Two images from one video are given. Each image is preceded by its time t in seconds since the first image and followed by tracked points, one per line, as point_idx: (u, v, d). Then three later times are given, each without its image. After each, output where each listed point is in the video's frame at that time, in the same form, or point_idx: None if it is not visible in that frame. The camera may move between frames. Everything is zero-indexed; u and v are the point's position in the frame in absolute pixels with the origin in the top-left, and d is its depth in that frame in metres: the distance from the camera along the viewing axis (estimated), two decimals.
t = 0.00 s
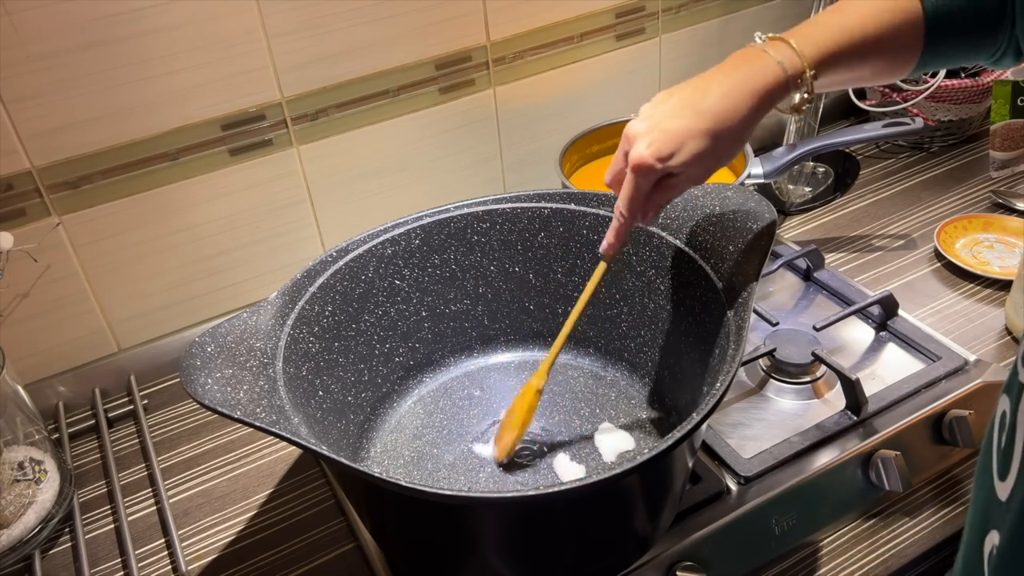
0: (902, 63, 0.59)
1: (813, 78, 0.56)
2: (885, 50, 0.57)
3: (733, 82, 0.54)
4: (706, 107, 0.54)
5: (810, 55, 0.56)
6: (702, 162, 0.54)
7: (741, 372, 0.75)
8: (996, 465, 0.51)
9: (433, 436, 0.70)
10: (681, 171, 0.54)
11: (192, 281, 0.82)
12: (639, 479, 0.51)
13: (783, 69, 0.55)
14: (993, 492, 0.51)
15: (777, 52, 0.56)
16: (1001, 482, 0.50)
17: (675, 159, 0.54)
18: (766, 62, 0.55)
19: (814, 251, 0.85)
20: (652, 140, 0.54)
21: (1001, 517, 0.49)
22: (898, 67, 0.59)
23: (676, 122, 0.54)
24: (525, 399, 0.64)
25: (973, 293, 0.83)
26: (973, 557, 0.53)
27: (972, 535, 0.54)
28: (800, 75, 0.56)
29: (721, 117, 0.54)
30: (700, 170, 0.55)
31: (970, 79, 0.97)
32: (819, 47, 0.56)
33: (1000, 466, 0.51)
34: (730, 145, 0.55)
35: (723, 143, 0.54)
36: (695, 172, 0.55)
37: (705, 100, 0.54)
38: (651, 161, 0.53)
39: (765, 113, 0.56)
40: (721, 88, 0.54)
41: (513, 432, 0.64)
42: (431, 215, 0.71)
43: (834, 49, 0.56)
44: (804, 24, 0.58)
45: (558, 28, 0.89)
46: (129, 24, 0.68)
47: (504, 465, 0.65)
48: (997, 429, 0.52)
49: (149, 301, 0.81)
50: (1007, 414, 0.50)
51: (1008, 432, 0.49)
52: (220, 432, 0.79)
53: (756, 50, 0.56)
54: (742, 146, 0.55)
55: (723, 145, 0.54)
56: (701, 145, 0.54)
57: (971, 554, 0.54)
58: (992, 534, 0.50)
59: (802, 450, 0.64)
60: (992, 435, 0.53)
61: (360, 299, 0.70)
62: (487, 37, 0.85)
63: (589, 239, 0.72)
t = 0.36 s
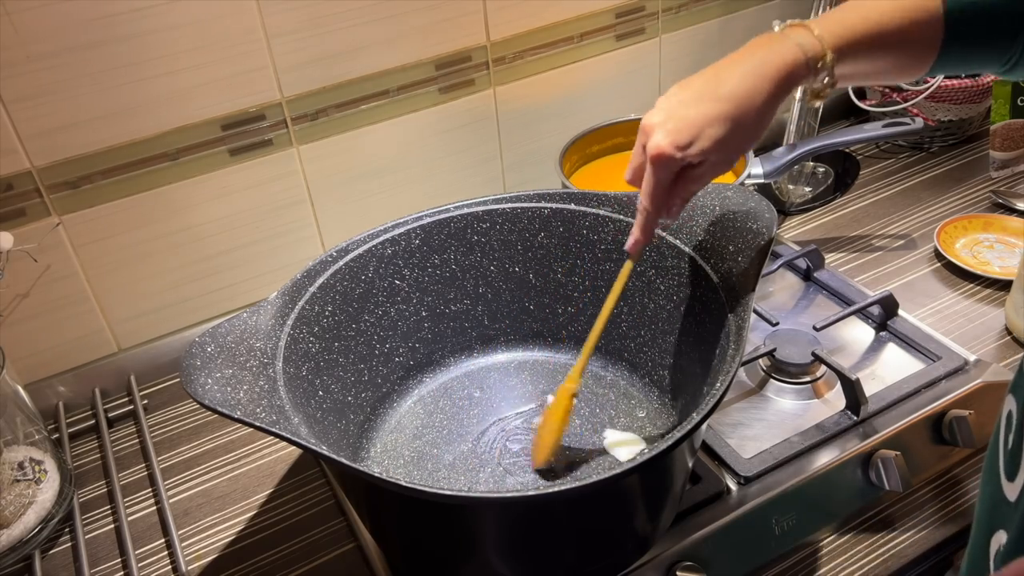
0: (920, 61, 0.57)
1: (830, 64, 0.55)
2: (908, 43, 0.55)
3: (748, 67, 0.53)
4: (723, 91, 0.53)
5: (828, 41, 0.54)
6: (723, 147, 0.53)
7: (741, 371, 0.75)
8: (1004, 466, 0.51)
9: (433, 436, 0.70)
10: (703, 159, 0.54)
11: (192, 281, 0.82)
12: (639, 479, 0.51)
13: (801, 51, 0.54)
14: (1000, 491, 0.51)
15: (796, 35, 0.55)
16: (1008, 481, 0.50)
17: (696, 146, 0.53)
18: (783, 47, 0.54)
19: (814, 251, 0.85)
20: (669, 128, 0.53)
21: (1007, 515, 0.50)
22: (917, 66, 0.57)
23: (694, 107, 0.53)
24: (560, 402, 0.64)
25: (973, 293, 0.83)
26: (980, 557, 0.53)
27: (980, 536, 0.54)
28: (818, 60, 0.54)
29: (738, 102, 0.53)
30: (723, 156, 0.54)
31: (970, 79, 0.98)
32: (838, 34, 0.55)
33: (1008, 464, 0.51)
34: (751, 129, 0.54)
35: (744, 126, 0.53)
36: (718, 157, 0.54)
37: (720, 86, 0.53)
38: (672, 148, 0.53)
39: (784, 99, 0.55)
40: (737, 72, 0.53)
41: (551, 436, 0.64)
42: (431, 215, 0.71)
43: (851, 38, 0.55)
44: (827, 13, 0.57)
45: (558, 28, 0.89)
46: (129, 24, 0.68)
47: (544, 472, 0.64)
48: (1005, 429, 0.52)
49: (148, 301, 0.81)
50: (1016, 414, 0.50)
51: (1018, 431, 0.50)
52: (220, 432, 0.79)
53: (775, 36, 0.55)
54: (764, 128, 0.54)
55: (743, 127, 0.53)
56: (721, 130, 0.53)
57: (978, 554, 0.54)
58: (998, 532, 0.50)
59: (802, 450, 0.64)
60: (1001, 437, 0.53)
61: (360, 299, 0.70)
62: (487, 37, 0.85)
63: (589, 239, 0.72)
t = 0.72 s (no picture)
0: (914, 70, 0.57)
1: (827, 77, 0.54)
2: (902, 52, 0.56)
3: (741, 80, 0.52)
4: (718, 104, 0.51)
5: (824, 55, 0.54)
6: (717, 162, 0.52)
7: (741, 371, 0.75)
8: (1009, 470, 0.51)
9: (433, 436, 0.70)
10: (697, 174, 0.52)
11: (192, 281, 0.82)
12: (639, 479, 0.51)
13: (799, 66, 0.53)
14: (1007, 497, 0.51)
15: (790, 51, 0.54)
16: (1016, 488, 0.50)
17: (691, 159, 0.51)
18: (776, 61, 0.53)
19: (814, 251, 0.85)
20: (663, 142, 0.51)
21: (1017, 523, 0.50)
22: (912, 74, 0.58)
23: (689, 121, 0.51)
24: (542, 410, 0.62)
25: (973, 293, 0.83)
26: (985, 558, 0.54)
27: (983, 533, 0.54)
28: (814, 74, 0.53)
29: (731, 116, 0.51)
30: (717, 171, 0.52)
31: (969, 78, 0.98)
32: (837, 49, 0.54)
33: (1015, 471, 0.50)
34: (745, 144, 0.52)
35: (737, 142, 0.52)
36: (712, 172, 0.52)
37: (715, 99, 0.51)
38: (665, 163, 0.51)
39: (781, 111, 0.53)
40: (731, 85, 0.52)
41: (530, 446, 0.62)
42: (431, 215, 0.71)
43: (849, 49, 0.54)
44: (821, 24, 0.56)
45: (558, 28, 0.89)
46: (129, 24, 0.68)
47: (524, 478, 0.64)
48: (1009, 434, 0.51)
49: (148, 301, 0.81)
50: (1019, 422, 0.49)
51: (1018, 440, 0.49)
52: (220, 432, 0.79)
53: (769, 50, 0.54)
54: (757, 144, 0.53)
55: (737, 146, 0.52)
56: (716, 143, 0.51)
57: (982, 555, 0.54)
58: (1006, 538, 0.51)
59: (802, 450, 0.64)
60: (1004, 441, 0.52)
61: (360, 299, 0.70)
62: (487, 37, 0.85)
63: (590, 239, 0.72)
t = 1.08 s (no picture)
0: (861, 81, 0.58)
1: (768, 94, 0.55)
2: (847, 65, 0.56)
3: (678, 103, 0.53)
4: (658, 126, 0.51)
5: (764, 72, 0.54)
6: (658, 182, 0.51)
7: (741, 371, 0.75)
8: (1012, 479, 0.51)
9: (433, 436, 0.70)
10: (639, 194, 0.51)
11: (192, 281, 0.82)
12: (639, 479, 0.51)
13: (737, 83, 0.54)
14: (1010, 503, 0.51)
15: (730, 68, 0.54)
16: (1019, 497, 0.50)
17: (633, 178, 0.50)
18: (718, 81, 0.54)
19: (814, 251, 0.85)
20: (605, 161, 0.51)
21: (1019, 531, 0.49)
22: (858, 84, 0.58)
23: (630, 143, 0.51)
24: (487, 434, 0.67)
25: (973, 293, 0.83)
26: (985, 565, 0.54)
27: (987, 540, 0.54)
28: (753, 92, 0.54)
29: (670, 137, 0.51)
30: (656, 192, 0.52)
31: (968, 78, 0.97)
32: (778, 62, 0.55)
33: (1018, 481, 0.50)
34: (687, 163, 0.52)
35: (679, 164, 0.52)
36: (652, 194, 0.52)
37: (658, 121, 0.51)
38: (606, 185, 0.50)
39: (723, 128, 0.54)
40: (670, 108, 0.52)
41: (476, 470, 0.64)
42: (431, 215, 0.71)
43: (793, 65, 0.55)
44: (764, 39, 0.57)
45: (558, 28, 0.89)
46: (128, 24, 0.68)
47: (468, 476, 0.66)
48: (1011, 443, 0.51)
49: (148, 301, 0.81)
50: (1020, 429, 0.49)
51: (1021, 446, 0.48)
52: (220, 432, 0.79)
53: (710, 67, 0.55)
54: (697, 164, 0.53)
55: (679, 165, 0.52)
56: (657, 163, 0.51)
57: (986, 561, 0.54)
58: (1011, 549, 0.51)
59: (802, 450, 0.64)
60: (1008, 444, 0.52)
61: (360, 299, 0.70)
62: (487, 37, 0.85)
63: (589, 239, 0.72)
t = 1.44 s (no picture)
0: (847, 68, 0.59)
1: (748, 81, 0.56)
2: (830, 54, 0.57)
3: (658, 93, 0.53)
4: (639, 118, 0.52)
5: (746, 57, 0.56)
6: (641, 173, 0.52)
7: (741, 371, 0.75)
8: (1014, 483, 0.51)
9: (433, 436, 0.70)
10: (622, 185, 0.52)
11: (192, 281, 0.82)
12: (639, 479, 0.51)
13: (717, 68, 0.55)
14: (1012, 509, 0.51)
15: (711, 56, 0.56)
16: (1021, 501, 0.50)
17: (615, 171, 0.51)
18: (700, 68, 0.55)
19: (814, 251, 0.85)
20: (587, 154, 0.51)
21: None
22: (841, 75, 0.59)
23: (611, 137, 0.51)
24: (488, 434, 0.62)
25: (973, 293, 0.83)
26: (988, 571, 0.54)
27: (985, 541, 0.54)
28: (735, 78, 0.55)
29: (652, 130, 0.52)
30: (639, 183, 0.52)
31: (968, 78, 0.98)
32: (757, 50, 0.56)
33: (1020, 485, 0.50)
34: (671, 154, 0.53)
35: (661, 154, 0.52)
36: (635, 186, 0.52)
37: (641, 116, 0.52)
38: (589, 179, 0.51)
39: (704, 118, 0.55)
40: (650, 100, 0.53)
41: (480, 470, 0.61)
42: (431, 215, 0.71)
43: (772, 53, 0.56)
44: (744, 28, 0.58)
45: (558, 28, 0.89)
46: (127, 24, 0.68)
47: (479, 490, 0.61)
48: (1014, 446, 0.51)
49: (148, 301, 0.81)
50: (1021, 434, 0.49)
51: None
52: (221, 432, 0.79)
53: (691, 54, 0.56)
54: (680, 157, 0.53)
55: (661, 155, 0.53)
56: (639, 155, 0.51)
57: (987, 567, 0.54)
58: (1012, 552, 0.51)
59: (802, 451, 0.64)
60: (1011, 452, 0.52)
61: (360, 299, 0.70)
62: (487, 37, 0.85)
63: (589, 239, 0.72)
